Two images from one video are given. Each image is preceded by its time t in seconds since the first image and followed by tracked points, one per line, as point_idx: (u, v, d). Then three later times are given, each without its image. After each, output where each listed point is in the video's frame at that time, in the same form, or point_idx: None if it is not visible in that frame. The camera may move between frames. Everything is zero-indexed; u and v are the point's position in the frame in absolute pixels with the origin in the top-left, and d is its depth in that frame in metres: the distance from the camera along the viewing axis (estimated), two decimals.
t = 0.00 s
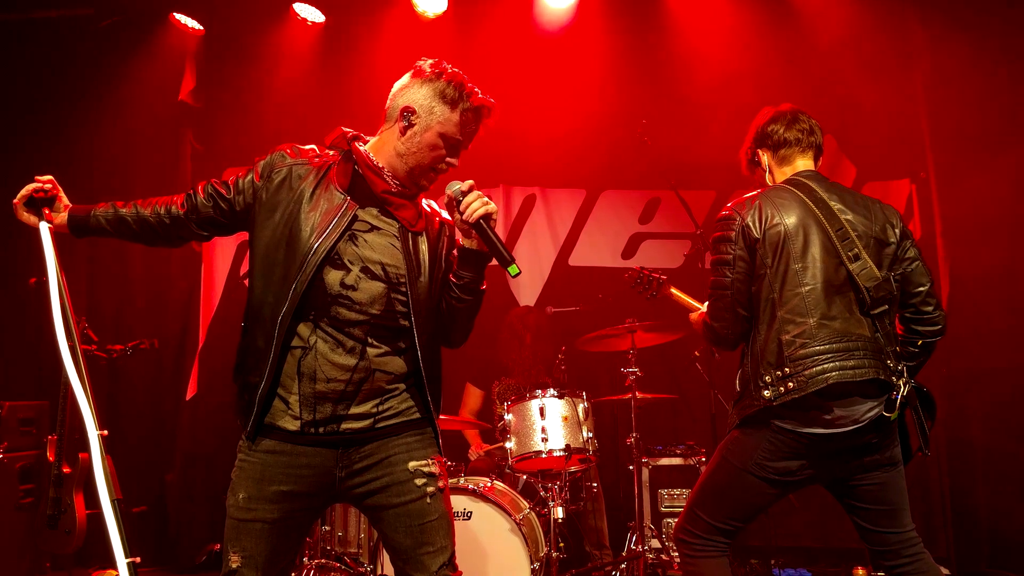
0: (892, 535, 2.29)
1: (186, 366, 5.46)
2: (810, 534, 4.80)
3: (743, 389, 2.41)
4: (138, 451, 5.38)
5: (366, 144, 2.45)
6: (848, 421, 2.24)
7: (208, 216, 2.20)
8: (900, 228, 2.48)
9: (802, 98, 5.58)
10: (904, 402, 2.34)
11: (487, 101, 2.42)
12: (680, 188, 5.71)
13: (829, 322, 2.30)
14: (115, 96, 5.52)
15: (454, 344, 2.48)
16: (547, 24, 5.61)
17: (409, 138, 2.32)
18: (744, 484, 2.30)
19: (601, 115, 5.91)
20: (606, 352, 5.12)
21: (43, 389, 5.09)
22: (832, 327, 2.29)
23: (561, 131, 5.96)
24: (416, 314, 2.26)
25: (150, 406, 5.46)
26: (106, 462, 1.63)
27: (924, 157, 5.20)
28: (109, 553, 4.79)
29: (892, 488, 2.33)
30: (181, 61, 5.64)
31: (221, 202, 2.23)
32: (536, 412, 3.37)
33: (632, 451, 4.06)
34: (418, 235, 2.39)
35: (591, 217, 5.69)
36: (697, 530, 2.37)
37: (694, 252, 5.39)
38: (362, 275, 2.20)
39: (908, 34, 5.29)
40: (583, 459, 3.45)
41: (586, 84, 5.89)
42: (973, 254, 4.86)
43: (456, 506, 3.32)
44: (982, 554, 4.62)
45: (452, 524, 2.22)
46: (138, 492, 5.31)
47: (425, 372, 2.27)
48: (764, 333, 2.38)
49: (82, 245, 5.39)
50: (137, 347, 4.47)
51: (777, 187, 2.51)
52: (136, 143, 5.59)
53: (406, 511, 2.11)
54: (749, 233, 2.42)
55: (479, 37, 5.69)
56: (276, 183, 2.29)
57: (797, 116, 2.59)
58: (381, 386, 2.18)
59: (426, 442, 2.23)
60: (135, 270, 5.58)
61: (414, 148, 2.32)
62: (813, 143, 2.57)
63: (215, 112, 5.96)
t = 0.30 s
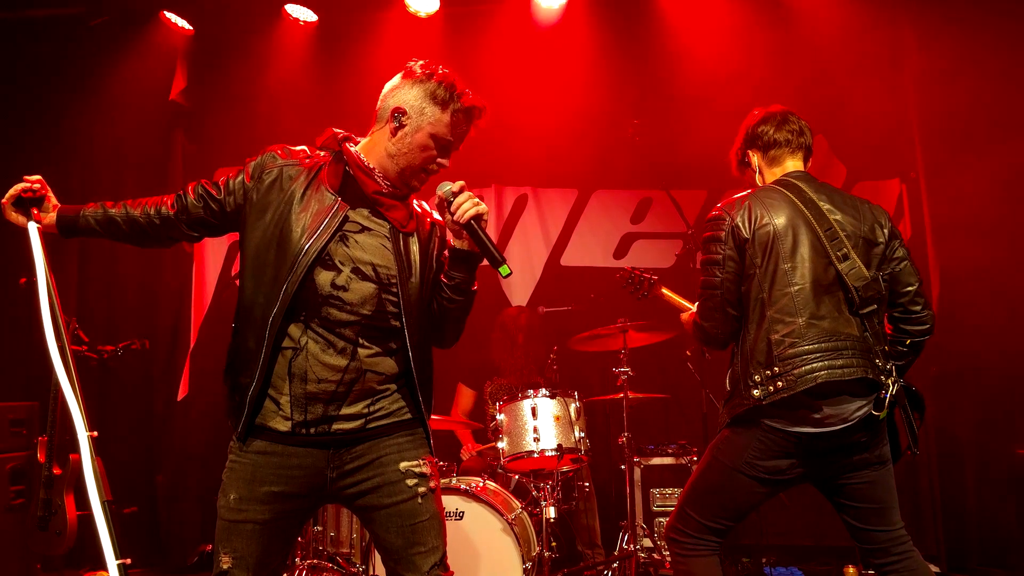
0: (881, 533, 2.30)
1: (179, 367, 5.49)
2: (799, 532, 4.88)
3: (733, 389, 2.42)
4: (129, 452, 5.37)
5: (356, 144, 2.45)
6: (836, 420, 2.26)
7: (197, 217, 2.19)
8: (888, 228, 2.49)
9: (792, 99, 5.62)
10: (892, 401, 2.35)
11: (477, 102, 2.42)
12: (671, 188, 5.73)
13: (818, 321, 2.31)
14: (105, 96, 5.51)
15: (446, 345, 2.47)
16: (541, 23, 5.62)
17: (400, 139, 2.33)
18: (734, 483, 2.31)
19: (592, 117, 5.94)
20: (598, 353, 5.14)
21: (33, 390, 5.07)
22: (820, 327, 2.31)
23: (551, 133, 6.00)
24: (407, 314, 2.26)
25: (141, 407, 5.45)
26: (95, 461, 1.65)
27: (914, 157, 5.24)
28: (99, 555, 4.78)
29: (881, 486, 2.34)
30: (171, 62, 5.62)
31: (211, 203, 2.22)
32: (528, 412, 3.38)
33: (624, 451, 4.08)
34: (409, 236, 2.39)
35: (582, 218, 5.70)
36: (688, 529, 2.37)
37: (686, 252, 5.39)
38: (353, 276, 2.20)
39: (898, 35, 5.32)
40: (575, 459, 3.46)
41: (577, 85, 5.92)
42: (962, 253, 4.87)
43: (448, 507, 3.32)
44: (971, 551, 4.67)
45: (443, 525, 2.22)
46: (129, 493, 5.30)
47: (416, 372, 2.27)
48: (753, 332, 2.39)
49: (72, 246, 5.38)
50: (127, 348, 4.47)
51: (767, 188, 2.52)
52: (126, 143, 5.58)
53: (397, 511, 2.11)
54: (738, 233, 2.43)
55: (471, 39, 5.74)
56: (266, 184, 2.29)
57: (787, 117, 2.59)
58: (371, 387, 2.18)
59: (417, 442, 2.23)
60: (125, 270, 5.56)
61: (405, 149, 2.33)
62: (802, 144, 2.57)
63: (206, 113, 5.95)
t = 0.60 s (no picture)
0: (860, 532, 2.32)
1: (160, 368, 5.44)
2: (783, 532, 4.82)
3: (713, 388, 2.43)
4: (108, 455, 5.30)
5: (338, 146, 2.45)
6: (816, 419, 2.28)
7: (178, 218, 2.18)
8: (867, 229, 2.51)
9: (772, 100, 5.66)
10: (871, 400, 2.37)
11: (459, 103, 2.42)
12: (654, 188, 5.75)
13: (797, 321, 2.33)
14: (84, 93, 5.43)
15: (429, 345, 2.46)
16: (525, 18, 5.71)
17: (382, 141, 2.32)
18: (715, 482, 2.33)
19: (573, 117, 5.91)
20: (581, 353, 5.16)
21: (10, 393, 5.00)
22: (800, 327, 2.32)
23: (531, 134, 5.96)
24: (389, 316, 2.26)
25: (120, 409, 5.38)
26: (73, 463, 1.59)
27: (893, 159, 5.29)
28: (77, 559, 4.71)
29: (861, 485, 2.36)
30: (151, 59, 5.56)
31: (191, 204, 2.22)
32: (511, 412, 3.38)
33: (606, 450, 4.09)
34: (390, 237, 2.39)
35: (565, 217, 5.70)
36: (669, 529, 2.39)
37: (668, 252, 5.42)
38: (334, 277, 2.20)
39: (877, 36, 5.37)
40: (558, 459, 3.46)
41: (559, 86, 5.90)
42: (942, 253, 4.93)
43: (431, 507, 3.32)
44: (950, 548, 4.72)
45: (425, 526, 2.22)
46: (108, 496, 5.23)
47: (398, 373, 2.26)
48: (733, 333, 2.40)
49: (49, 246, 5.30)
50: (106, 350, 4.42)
51: (747, 189, 2.53)
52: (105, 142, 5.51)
53: (379, 513, 2.11)
54: (718, 233, 2.45)
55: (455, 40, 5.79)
56: (247, 185, 2.29)
57: (767, 119, 2.60)
58: (353, 388, 2.17)
59: (400, 444, 2.23)
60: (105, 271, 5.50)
61: (386, 150, 2.32)
62: (782, 147, 2.59)
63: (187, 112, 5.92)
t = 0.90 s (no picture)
0: (827, 528, 2.36)
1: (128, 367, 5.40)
2: (752, 529, 4.91)
3: (683, 387, 2.44)
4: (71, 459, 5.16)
5: (307, 144, 2.42)
6: (784, 417, 2.30)
7: (144, 217, 2.13)
8: (834, 229, 2.54)
9: (742, 100, 5.69)
10: (838, 398, 2.40)
11: (429, 102, 2.41)
12: (625, 188, 5.70)
13: (765, 320, 2.36)
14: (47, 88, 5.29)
15: (398, 345, 2.45)
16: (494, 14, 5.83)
17: (351, 139, 2.30)
18: (685, 480, 2.34)
19: (542, 115, 5.85)
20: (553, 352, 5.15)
21: None
22: (767, 326, 2.35)
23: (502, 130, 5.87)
24: (358, 315, 2.25)
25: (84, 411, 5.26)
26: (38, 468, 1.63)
27: (859, 159, 5.34)
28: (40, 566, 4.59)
29: (828, 482, 2.39)
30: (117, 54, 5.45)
31: (158, 203, 2.17)
32: (482, 411, 3.38)
33: (577, 449, 4.08)
34: (360, 236, 2.36)
35: (536, 217, 5.67)
36: (639, 526, 2.41)
37: (640, 252, 5.42)
38: (303, 277, 2.18)
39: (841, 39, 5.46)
40: (529, 458, 3.47)
41: (531, 84, 5.88)
42: (906, 251, 5.05)
43: (402, 508, 3.29)
44: (915, 543, 4.81)
45: (396, 526, 2.22)
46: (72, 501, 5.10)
47: (367, 373, 2.25)
48: (703, 331, 2.41)
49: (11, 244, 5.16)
50: (73, 350, 4.33)
51: (716, 189, 2.55)
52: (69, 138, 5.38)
53: (349, 514, 2.10)
54: (688, 233, 2.46)
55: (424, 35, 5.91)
56: (214, 184, 2.26)
57: (737, 120, 2.61)
58: (322, 389, 2.16)
59: (370, 444, 2.22)
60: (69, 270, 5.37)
61: (356, 149, 2.30)
62: (752, 147, 2.61)
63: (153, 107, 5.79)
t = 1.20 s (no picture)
0: (779, 524, 2.40)
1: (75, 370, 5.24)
2: (710, 525, 4.95)
3: (639, 385, 2.46)
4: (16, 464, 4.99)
5: (261, 143, 2.39)
6: (737, 415, 2.34)
7: (93, 216, 2.08)
8: (786, 230, 2.58)
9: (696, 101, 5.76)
10: (789, 396, 2.45)
11: (384, 101, 2.40)
12: (583, 187, 5.69)
13: (719, 320, 2.38)
14: None
15: (354, 344, 2.42)
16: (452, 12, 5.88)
17: (305, 138, 2.27)
18: (640, 478, 2.37)
19: (497, 115, 5.84)
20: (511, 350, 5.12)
21: None
22: (722, 325, 2.38)
23: (458, 131, 5.82)
24: (313, 315, 2.22)
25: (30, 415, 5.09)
26: None
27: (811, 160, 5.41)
28: None
29: (779, 478, 2.43)
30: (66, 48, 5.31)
31: (107, 201, 2.12)
32: (440, 411, 3.37)
33: (534, 448, 4.02)
34: (315, 236, 2.34)
35: (495, 216, 5.66)
36: (594, 524, 2.43)
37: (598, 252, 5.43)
38: (257, 276, 2.15)
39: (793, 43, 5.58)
40: (487, 457, 3.47)
41: (487, 85, 5.88)
42: (854, 252, 5.18)
43: (358, 509, 3.19)
44: (866, 536, 4.90)
45: (351, 527, 2.20)
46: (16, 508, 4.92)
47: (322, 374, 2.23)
48: (658, 331, 2.43)
49: None
50: (21, 350, 4.19)
51: (671, 189, 2.56)
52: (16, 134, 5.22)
53: (304, 515, 2.07)
54: (644, 233, 2.47)
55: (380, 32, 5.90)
56: (166, 182, 2.21)
57: (691, 122, 2.65)
58: (276, 390, 2.13)
59: (325, 445, 2.19)
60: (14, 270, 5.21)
61: (310, 148, 2.27)
62: (706, 149, 2.64)
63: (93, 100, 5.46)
